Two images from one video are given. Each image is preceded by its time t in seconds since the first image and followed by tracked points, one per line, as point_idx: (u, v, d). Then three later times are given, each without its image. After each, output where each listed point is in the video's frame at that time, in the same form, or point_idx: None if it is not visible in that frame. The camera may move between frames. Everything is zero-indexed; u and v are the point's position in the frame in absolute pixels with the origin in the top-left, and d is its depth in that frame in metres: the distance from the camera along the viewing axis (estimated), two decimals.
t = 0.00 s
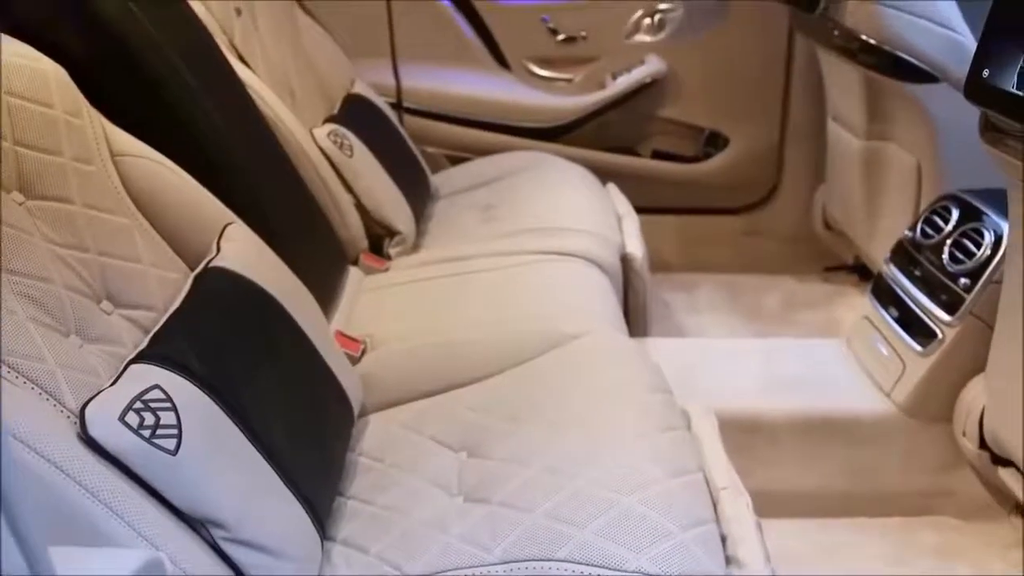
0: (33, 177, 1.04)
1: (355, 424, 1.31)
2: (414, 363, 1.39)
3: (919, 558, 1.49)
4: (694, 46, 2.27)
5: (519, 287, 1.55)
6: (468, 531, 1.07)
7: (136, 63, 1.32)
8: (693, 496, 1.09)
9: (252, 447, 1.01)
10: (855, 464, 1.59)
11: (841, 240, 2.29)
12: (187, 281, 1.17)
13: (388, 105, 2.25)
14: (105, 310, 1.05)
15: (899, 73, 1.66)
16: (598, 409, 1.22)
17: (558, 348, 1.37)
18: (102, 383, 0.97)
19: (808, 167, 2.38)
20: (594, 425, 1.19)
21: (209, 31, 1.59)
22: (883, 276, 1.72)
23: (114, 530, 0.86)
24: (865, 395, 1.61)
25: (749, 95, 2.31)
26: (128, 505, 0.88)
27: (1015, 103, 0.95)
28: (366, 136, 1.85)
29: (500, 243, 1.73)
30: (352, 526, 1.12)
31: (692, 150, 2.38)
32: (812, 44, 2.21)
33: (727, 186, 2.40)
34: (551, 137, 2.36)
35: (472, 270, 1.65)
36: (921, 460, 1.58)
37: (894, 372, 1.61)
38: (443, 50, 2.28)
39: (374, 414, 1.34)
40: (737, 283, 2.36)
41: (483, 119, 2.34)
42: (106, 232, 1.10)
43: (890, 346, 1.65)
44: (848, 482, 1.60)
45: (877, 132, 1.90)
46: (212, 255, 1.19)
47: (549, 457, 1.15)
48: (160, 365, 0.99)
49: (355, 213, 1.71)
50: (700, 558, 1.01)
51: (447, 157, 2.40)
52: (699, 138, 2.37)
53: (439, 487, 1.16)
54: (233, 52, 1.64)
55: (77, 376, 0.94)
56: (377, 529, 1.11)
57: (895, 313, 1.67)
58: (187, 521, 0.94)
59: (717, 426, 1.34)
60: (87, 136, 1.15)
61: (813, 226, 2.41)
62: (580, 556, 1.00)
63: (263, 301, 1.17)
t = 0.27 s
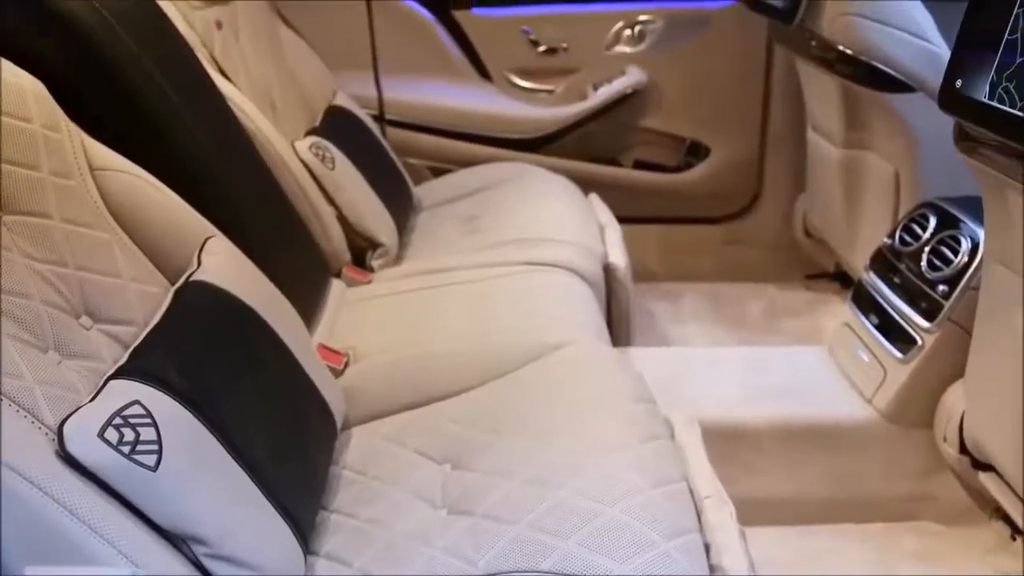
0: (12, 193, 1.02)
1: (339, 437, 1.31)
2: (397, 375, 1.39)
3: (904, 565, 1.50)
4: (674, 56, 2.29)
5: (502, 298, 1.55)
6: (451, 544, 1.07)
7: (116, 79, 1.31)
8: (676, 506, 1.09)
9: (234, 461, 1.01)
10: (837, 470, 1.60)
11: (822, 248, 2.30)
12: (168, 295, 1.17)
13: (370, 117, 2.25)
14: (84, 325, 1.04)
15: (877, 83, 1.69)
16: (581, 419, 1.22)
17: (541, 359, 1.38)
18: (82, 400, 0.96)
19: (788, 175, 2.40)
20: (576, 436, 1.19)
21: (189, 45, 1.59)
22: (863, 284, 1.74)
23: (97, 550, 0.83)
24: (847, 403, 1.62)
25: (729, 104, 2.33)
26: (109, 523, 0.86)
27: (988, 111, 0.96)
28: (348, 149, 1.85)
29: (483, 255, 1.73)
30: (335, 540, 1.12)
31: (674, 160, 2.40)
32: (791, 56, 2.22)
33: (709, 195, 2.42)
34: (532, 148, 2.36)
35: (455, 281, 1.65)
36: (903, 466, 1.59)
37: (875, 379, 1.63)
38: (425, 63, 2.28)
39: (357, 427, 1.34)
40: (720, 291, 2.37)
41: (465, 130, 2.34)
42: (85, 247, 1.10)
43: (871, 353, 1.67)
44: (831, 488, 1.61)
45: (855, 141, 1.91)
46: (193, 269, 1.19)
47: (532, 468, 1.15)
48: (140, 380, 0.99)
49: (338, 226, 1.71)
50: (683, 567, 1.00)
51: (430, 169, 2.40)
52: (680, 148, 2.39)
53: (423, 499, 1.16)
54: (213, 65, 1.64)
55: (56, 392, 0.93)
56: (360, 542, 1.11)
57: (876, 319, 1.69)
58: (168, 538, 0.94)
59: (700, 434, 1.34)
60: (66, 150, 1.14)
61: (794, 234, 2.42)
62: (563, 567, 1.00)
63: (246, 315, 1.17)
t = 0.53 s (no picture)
0: None
1: (321, 451, 1.30)
2: (379, 387, 1.39)
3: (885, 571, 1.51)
4: (653, 67, 2.31)
5: (484, 309, 1.55)
6: (433, 557, 1.08)
7: (97, 93, 1.32)
8: (659, 515, 1.09)
9: (214, 477, 1.00)
10: (819, 477, 1.61)
11: (802, 257, 2.31)
12: (147, 309, 1.17)
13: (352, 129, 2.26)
14: (62, 340, 1.04)
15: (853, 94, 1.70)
16: (563, 429, 1.22)
17: (523, 370, 1.38)
18: (60, 417, 0.96)
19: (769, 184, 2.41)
20: (558, 446, 1.19)
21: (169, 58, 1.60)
22: (843, 291, 1.76)
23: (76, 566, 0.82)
24: (828, 410, 1.64)
25: (708, 114, 2.35)
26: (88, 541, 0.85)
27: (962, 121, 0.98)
28: (329, 161, 1.85)
29: (465, 266, 1.73)
30: (317, 554, 1.11)
31: (655, 170, 2.41)
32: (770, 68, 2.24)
33: (690, 205, 2.43)
34: (513, 159, 2.37)
35: (437, 292, 1.65)
36: (884, 472, 1.59)
37: (857, 386, 1.63)
38: (407, 73, 2.30)
39: (339, 440, 1.34)
40: (702, 300, 2.38)
41: (445, 141, 2.34)
42: (62, 261, 1.09)
43: (853, 360, 1.68)
44: (813, 495, 1.61)
45: (833, 149, 1.93)
46: (173, 283, 1.19)
47: (514, 480, 1.15)
48: (118, 397, 0.98)
49: (319, 238, 1.71)
50: None
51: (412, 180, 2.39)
52: (661, 158, 2.40)
53: (407, 512, 1.17)
54: (193, 79, 1.65)
55: (34, 409, 0.93)
56: (343, 556, 1.10)
57: (856, 327, 1.70)
58: (149, 556, 0.93)
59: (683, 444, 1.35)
60: (43, 163, 1.14)
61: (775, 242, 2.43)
62: None
63: (228, 328, 1.17)
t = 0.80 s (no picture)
0: None
1: (302, 465, 1.30)
2: (361, 400, 1.38)
3: None
4: (632, 77, 2.32)
5: (465, 320, 1.55)
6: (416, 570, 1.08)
7: (72, 107, 1.32)
8: (641, 524, 1.09)
9: (194, 492, 0.99)
10: (799, 484, 1.62)
11: (782, 265, 2.32)
12: (125, 324, 1.15)
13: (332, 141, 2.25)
14: (37, 356, 1.03)
15: (832, 102, 1.69)
16: (544, 440, 1.22)
17: (505, 381, 1.38)
18: (36, 434, 0.96)
19: (748, 194, 2.42)
20: (540, 457, 1.19)
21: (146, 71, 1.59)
22: (821, 299, 1.77)
23: None
24: (809, 417, 1.64)
25: (687, 123, 2.36)
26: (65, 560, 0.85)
27: (933, 128, 0.98)
28: (308, 173, 1.84)
29: (446, 277, 1.73)
30: (299, 568, 1.11)
31: (635, 180, 2.42)
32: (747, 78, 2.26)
33: (669, 214, 2.44)
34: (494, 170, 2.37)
35: (418, 304, 1.65)
36: (864, 478, 1.60)
37: (836, 392, 1.64)
38: (387, 85, 2.30)
39: (321, 453, 1.33)
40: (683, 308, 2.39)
41: (425, 152, 2.33)
42: (39, 276, 1.08)
43: (831, 367, 1.69)
44: (794, 502, 1.62)
45: (810, 158, 1.95)
46: (151, 297, 1.18)
47: (496, 491, 1.16)
48: (96, 412, 0.97)
49: (299, 250, 1.70)
50: None
51: (391, 191, 2.36)
52: (641, 167, 2.41)
53: (390, 525, 1.17)
54: (171, 91, 1.64)
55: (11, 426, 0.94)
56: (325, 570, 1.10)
57: (834, 334, 1.71)
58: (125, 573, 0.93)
59: (664, 452, 1.35)
60: (18, 178, 1.13)
61: (754, 250, 2.45)
62: None
63: (206, 342, 1.16)
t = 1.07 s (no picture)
0: None
1: (283, 480, 1.29)
2: (342, 415, 1.38)
3: None
4: (612, 89, 2.33)
5: (447, 334, 1.55)
6: None
7: (49, 122, 1.31)
8: (624, 536, 1.10)
9: (174, 510, 0.99)
10: (782, 493, 1.62)
11: (763, 275, 2.33)
12: (103, 339, 1.15)
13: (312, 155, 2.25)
14: (15, 374, 1.01)
15: (810, 114, 1.71)
16: (526, 452, 1.22)
17: (487, 394, 1.38)
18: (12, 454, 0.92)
19: (728, 205, 2.44)
20: (522, 469, 1.19)
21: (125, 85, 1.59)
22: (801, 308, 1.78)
23: None
24: (790, 427, 1.65)
25: (667, 135, 2.38)
26: None
27: (907, 140, 1.00)
28: (289, 187, 1.84)
29: (427, 290, 1.73)
30: None
31: (616, 192, 2.44)
32: (725, 89, 2.28)
33: (651, 226, 2.46)
34: (475, 181, 2.38)
35: (399, 317, 1.65)
36: (846, 487, 1.61)
37: (817, 401, 1.66)
38: (369, 97, 2.31)
39: (302, 469, 1.33)
40: (665, 319, 2.40)
41: (407, 165, 2.35)
42: (16, 294, 1.08)
43: (812, 376, 1.70)
44: (777, 511, 1.63)
45: (789, 169, 1.97)
46: (129, 313, 1.17)
47: (478, 504, 1.15)
48: (74, 431, 0.96)
49: (280, 265, 1.70)
50: None
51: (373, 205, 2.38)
52: (621, 179, 2.43)
53: (372, 541, 1.16)
54: (150, 106, 1.64)
55: None
56: None
57: (815, 343, 1.72)
58: None
59: (646, 463, 1.36)
60: None
61: (736, 261, 2.46)
62: None
63: (185, 359, 1.15)
